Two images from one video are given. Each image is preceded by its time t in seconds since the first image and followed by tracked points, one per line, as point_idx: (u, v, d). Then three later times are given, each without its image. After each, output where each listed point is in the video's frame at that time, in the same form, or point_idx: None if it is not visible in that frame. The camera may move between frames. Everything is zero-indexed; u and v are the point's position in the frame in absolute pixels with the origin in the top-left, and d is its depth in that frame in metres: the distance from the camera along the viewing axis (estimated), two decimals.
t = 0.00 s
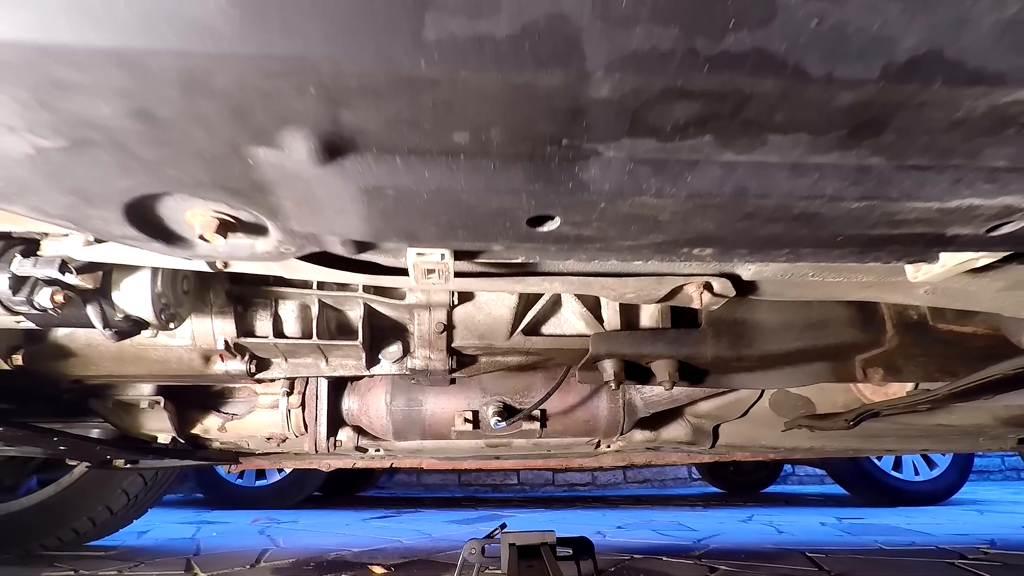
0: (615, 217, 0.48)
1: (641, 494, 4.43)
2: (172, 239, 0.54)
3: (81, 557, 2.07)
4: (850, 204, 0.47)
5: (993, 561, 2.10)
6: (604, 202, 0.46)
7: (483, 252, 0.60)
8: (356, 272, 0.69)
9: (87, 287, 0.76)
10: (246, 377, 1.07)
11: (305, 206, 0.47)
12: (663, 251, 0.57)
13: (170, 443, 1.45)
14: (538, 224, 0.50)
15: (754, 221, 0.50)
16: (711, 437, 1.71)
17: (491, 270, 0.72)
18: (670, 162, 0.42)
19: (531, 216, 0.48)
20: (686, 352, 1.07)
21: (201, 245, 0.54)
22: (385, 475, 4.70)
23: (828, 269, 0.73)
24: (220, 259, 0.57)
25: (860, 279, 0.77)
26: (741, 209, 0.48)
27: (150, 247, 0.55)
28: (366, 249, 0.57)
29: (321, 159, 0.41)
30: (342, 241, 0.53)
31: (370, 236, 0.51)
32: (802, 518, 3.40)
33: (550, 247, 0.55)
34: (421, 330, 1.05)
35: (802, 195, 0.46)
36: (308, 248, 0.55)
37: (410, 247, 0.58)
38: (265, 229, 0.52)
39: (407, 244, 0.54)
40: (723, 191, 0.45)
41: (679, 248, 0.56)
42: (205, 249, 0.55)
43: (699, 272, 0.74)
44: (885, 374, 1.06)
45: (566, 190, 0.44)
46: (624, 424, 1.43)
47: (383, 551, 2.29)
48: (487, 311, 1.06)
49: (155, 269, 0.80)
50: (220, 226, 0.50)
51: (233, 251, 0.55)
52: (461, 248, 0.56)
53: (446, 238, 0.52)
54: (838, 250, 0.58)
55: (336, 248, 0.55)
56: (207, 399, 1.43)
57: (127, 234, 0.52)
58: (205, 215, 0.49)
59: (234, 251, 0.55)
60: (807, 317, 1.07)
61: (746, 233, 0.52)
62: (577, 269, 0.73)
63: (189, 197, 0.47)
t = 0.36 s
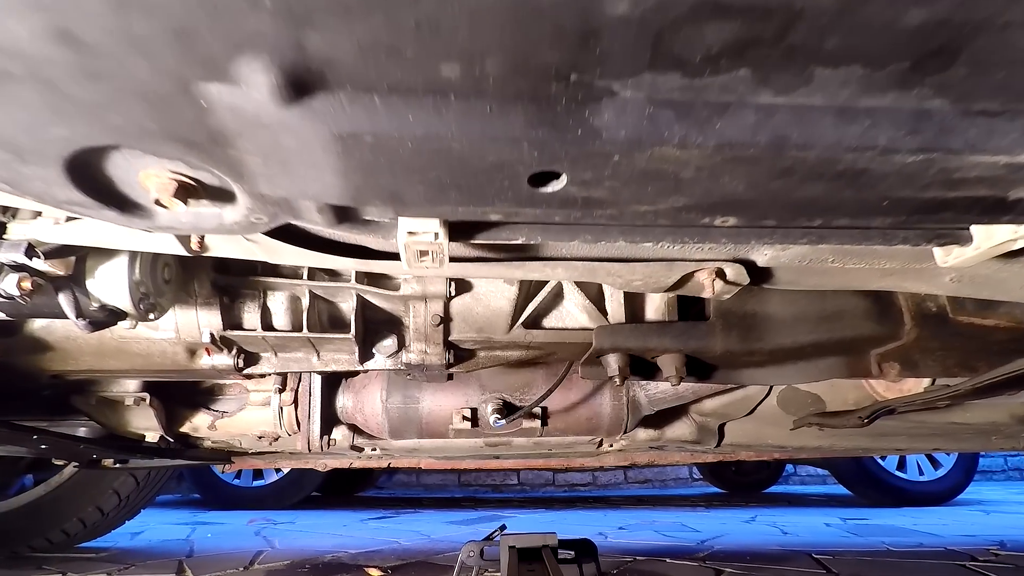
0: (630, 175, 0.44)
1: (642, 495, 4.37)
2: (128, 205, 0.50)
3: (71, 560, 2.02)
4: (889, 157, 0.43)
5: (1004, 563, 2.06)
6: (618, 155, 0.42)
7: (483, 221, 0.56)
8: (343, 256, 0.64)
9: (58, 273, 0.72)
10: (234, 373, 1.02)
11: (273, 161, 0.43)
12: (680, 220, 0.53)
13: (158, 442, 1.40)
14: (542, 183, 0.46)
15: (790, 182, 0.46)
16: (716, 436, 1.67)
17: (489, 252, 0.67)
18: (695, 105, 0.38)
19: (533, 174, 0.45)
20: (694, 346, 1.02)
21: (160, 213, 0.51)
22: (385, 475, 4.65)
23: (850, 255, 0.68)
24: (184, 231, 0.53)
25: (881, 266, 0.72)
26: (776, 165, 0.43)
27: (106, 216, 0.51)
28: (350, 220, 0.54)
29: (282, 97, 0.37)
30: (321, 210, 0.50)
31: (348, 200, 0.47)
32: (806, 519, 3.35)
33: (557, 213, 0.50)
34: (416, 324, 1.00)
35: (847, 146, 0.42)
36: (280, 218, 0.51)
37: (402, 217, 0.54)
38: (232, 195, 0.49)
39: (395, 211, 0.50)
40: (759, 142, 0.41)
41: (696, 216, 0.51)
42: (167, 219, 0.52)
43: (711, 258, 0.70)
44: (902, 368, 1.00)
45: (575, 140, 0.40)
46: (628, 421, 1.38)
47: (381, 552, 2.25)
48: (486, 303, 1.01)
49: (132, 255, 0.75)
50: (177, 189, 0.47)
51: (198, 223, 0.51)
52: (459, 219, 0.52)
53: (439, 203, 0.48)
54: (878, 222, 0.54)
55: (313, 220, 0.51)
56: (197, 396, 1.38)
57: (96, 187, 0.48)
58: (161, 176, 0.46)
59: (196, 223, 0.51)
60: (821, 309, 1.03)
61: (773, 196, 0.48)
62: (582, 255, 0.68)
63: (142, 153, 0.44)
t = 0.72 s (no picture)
0: (651, 112, 0.40)
1: (642, 495, 4.32)
2: (68, 163, 0.47)
3: (59, 562, 1.97)
4: (943, 92, 0.39)
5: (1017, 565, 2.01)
6: (640, 84, 0.37)
7: (480, 188, 0.51)
8: (329, 238, 0.59)
9: (24, 257, 0.68)
10: (220, 367, 0.97)
11: (224, 96, 0.39)
12: (699, 178, 0.48)
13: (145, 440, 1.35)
14: (548, 126, 0.41)
15: (844, 122, 0.41)
16: (722, 435, 1.62)
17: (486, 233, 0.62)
18: (734, 22, 0.34)
19: (535, 113, 0.40)
20: (703, 340, 0.97)
21: (106, 170, 0.47)
22: (384, 475, 4.61)
23: (876, 239, 0.63)
24: (139, 195, 0.49)
25: (907, 251, 0.67)
26: (830, 99, 0.39)
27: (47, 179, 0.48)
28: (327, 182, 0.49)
29: (225, 7, 0.33)
30: (292, 164, 0.45)
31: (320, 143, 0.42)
32: (810, 520, 3.30)
33: (566, 169, 0.46)
34: (411, 315, 0.95)
35: (920, 74, 0.37)
36: (244, 177, 0.46)
37: (390, 186, 0.49)
38: (186, 149, 0.45)
39: (378, 164, 0.45)
40: (812, 71, 0.36)
41: (719, 170, 0.47)
42: (112, 180, 0.47)
43: (726, 241, 0.65)
44: (921, 363, 0.97)
45: (587, 65, 0.36)
46: (632, 420, 1.33)
47: (378, 554, 2.20)
48: (485, 293, 0.96)
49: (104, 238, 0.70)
50: (117, 137, 0.43)
51: (152, 183, 0.47)
52: (456, 176, 0.47)
53: (427, 151, 0.43)
54: (930, 182, 0.49)
55: (285, 178, 0.47)
56: (184, 393, 1.33)
57: (36, 130, 0.44)
58: (98, 123, 0.43)
59: (146, 185, 0.47)
60: (837, 301, 0.98)
61: (806, 145, 0.44)
62: (586, 237, 0.63)
63: (76, 94, 0.41)
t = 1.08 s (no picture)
0: (678, 28, 0.34)
1: (643, 496, 4.27)
2: None
3: (48, 565, 1.92)
4: (1016, 8, 0.33)
5: None
6: None
7: (476, 149, 0.46)
8: (310, 216, 0.54)
9: None
10: (204, 361, 0.93)
11: (160, 12, 0.33)
12: (727, 123, 0.43)
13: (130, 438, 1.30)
14: (556, 43, 0.36)
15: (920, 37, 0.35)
16: (729, 434, 1.57)
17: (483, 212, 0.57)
18: None
19: (540, 21, 0.34)
20: (713, 333, 0.93)
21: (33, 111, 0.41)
22: (383, 475, 4.56)
23: (907, 218, 0.58)
24: (78, 143, 0.44)
25: (938, 232, 0.62)
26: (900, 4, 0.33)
27: None
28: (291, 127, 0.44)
29: None
30: (245, 100, 0.39)
31: (277, 68, 0.37)
32: (814, 521, 3.25)
33: (576, 108, 0.41)
34: (405, 306, 0.90)
35: None
36: (193, 118, 0.41)
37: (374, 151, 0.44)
38: (123, 84, 0.40)
39: (353, 103, 0.40)
40: None
41: (750, 113, 0.42)
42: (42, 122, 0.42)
43: (743, 220, 0.60)
44: (942, 357, 0.89)
45: None
46: (636, 418, 1.28)
47: (375, 556, 2.15)
48: (483, 283, 0.91)
49: (73, 219, 0.65)
50: (35, 66, 0.36)
51: (90, 128, 0.42)
52: (452, 122, 0.42)
53: (411, 86, 0.38)
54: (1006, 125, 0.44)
55: (240, 120, 0.41)
56: (172, 390, 1.28)
57: None
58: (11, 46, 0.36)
59: (82, 127, 0.42)
60: (854, 291, 0.93)
61: (850, 81, 0.38)
62: (592, 214, 0.58)
63: None
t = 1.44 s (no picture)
0: None
1: (644, 496, 4.22)
2: None
3: (35, 567, 1.87)
4: None
5: None
6: None
7: (471, 105, 0.42)
8: (290, 189, 0.49)
9: None
10: (186, 354, 0.87)
11: None
12: (776, 45, 0.37)
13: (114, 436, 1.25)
14: None
15: None
16: (735, 432, 1.52)
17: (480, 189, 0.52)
18: None
19: None
20: (724, 324, 0.88)
21: None
22: (383, 475, 4.50)
23: (944, 193, 0.53)
24: None
25: (975, 210, 0.57)
26: None
27: None
28: (249, 67, 0.38)
29: None
30: None
31: None
32: (819, 521, 3.20)
33: (591, 21, 0.35)
34: (398, 295, 0.85)
35: None
36: (121, 35, 0.35)
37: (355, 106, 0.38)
38: None
39: (314, 10, 0.34)
40: None
41: (805, 29, 0.36)
42: None
43: (765, 195, 0.54)
44: (965, 350, 0.84)
45: None
46: (641, 415, 1.23)
47: (372, 557, 2.10)
48: (481, 271, 0.86)
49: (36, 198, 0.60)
50: None
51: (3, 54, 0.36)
52: (442, 47, 0.37)
53: None
54: None
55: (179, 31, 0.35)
56: (158, 386, 1.23)
57: None
58: None
59: None
60: (874, 280, 0.88)
61: None
62: (599, 190, 0.53)
63: None
